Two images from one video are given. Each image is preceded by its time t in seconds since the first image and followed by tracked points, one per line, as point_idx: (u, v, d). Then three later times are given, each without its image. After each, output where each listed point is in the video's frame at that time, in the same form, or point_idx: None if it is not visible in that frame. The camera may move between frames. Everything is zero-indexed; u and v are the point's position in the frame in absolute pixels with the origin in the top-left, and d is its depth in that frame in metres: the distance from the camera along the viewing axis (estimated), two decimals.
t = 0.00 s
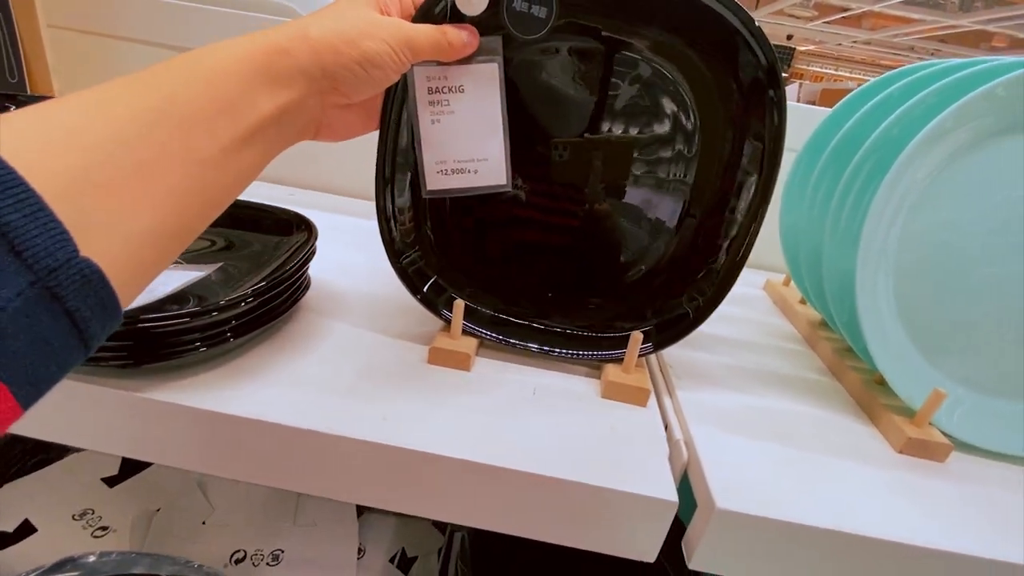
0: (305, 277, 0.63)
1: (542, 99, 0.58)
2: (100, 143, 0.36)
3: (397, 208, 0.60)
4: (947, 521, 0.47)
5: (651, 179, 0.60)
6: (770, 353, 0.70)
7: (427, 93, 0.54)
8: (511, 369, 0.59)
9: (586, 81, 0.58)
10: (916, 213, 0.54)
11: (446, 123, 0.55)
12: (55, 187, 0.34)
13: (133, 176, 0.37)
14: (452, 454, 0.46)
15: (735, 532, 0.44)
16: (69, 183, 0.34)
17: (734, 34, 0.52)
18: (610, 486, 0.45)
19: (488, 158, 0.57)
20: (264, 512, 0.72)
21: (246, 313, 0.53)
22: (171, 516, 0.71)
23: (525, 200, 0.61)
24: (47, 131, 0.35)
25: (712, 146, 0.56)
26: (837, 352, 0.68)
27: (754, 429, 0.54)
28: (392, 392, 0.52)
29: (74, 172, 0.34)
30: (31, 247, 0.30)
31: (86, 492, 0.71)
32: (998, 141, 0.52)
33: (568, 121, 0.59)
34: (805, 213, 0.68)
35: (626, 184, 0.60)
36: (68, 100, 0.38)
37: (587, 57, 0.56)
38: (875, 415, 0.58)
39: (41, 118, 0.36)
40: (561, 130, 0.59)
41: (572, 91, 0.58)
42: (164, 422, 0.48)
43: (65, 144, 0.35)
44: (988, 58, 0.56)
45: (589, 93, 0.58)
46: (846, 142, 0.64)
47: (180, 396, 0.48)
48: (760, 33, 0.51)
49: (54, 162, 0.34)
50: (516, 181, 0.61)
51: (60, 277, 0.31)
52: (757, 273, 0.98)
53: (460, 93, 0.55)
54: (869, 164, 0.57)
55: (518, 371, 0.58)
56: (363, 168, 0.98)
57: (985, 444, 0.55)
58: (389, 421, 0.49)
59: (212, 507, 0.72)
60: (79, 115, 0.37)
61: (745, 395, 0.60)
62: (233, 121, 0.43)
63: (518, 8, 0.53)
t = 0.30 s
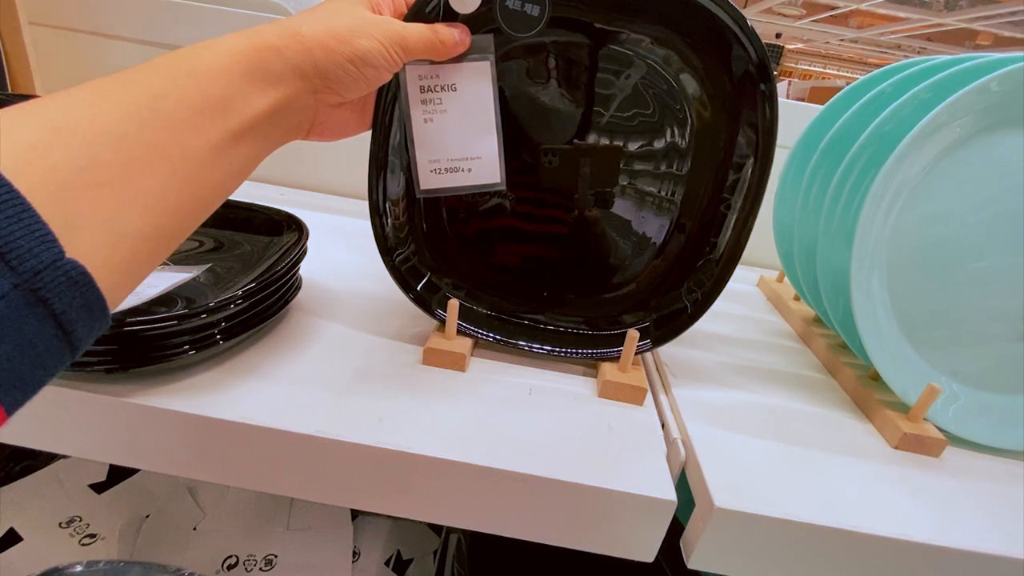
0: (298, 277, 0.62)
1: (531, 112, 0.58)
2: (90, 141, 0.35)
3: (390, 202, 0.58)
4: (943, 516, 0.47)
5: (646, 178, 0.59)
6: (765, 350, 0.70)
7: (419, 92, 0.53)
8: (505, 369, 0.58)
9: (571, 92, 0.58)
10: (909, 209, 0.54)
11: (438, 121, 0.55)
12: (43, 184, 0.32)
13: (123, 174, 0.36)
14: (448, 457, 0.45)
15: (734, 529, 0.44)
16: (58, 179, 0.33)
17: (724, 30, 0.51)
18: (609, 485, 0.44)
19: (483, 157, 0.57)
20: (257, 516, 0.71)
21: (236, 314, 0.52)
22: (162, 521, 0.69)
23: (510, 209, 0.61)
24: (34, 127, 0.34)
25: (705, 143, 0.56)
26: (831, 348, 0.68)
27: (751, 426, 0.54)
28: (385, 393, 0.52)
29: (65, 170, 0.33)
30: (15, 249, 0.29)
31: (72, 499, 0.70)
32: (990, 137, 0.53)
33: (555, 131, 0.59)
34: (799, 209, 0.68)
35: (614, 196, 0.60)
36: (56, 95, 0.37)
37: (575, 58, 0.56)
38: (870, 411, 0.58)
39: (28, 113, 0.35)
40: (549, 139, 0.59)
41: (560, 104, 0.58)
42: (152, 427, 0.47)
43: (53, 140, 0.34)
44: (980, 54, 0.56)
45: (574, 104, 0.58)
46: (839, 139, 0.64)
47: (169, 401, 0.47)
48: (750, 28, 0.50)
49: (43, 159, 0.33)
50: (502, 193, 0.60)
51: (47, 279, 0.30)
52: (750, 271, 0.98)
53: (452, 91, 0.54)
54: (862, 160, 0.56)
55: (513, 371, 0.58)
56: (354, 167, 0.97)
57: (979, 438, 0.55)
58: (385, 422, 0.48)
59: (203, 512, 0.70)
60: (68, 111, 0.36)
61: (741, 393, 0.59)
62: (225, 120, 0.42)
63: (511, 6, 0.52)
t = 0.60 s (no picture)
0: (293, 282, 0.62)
1: (526, 121, 0.59)
2: (77, 178, 0.35)
3: (386, 205, 0.58)
4: (931, 512, 0.48)
5: (640, 180, 0.60)
6: (756, 349, 0.71)
7: (418, 99, 0.53)
8: (501, 371, 0.59)
9: (563, 98, 0.58)
10: (896, 211, 0.55)
11: (438, 127, 0.54)
12: (36, 224, 0.32)
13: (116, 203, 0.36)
14: (446, 460, 0.45)
15: (729, 528, 0.45)
16: (46, 218, 0.33)
17: (716, 36, 0.52)
18: (608, 487, 0.45)
19: (480, 163, 0.56)
20: (254, 521, 0.71)
21: (234, 319, 0.53)
22: (157, 527, 0.69)
23: (503, 214, 0.61)
24: (19, 168, 0.33)
25: (697, 147, 0.57)
26: (821, 347, 0.69)
27: (743, 425, 0.55)
28: (381, 397, 0.52)
29: (58, 206, 0.33)
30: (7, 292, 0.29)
31: (66, 506, 0.69)
32: (975, 139, 0.54)
33: (548, 136, 0.59)
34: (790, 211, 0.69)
35: (609, 202, 0.61)
36: (37, 139, 0.37)
37: (568, 65, 0.57)
38: (859, 408, 0.59)
39: (10, 155, 0.34)
40: (541, 145, 0.60)
41: (554, 111, 0.58)
42: (149, 434, 0.47)
43: (38, 180, 0.33)
44: (965, 57, 0.57)
45: (567, 110, 0.59)
46: (828, 141, 0.65)
47: (167, 408, 0.47)
48: (740, 33, 0.51)
49: (29, 198, 0.32)
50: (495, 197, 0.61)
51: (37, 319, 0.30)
52: (740, 270, 0.99)
53: (451, 98, 0.54)
54: (851, 162, 0.58)
55: (509, 374, 0.58)
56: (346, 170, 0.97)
57: (964, 434, 0.57)
58: (383, 426, 0.48)
59: (199, 518, 0.70)
60: (51, 151, 0.35)
61: (734, 393, 0.60)
62: (206, 142, 0.42)
63: (506, 13, 0.52)
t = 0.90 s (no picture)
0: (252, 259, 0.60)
1: (507, 118, 0.59)
2: None
3: (344, 169, 0.55)
4: (890, 471, 0.49)
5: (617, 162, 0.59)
6: (724, 324, 0.71)
7: (392, 75, 0.52)
8: (471, 347, 0.58)
9: (536, 92, 0.58)
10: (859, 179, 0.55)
11: (413, 105, 0.54)
12: None
13: None
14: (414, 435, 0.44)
15: (698, 491, 0.45)
16: None
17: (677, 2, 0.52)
18: (576, 456, 0.45)
19: (456, 143, 0.57)
20: (220, 514, 0.68)
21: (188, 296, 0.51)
22: (116, 524, 0.67)
23: (474, 200, 0.60)
24: None
25: (664, 119, 0.57)
26: (788, 319, 0.70)
27: (715, 396, 0.55)
28: (348, 376, 0.51)
29: None
30: None
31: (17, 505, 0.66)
32: (940, 107, 0.54)
33: (519, 125, 0.59)
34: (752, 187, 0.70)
35: (585, 190, 0.60)
36: None
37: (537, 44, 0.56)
38: (824, 375, 0.60)
39: None
40: (514, 135, 0.59)
41: (524, 103, 0.59)
42: (99, 420, 0.44)
43: None
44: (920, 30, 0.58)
45: (535, 101, 0.58)
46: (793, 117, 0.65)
47: (117, 390, 0.44)
48: None
49: None
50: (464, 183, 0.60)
51: None
52: (710, 249, 1.00)
53: (425, 75, 0.53)
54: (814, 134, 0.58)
55: (479, 350, 0.57)
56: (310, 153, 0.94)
57: (926, 397, 0.58)
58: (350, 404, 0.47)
59: (161, 512, 0.67)
60: None
61: (703, 364, 0.61)
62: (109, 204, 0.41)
63: None
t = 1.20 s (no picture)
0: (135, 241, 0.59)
1: (418, 106, 0.59)
2: None
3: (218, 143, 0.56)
4: (767, 416, 0.51)
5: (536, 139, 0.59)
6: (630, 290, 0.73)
7: (266, 42, 0.52)
8: (368, 322, 0.58)
9: (450, 79, 0.59)
10: (737, 140, 0.57)
11: (292, 74, 0.54)
12: None
13: None
14: (292, 407, 0.45)
15: (577, 444, 0.46)
16: None
17: None
18: (457, 418, 0.46)
19: (341, 112, 0.56)
20: (134, 509, 0.67)
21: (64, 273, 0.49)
22: (22, 526, 0.65)
23: (405, 179, 0.61)
24: None
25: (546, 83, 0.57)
26: (693, 283, 0.72)
27: (608, 356, 0.57)
28: (233, 354, 0.50)
29: None
30: None
31: None
32: (807, 68, 0.56)
33: (432, 111, 0.59)
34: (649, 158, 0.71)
35: (519, 173, 0.60)
36: None
37: (420, 19, 0.57)
38: (718, 332, 0.62)
39: None
40: (429, 120, 0.60)
41: (438, 93, 0.59)
42: None
43: None
44: None
45: (451, 90, 0.59)
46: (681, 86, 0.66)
47: None
48: None
49: None
50: (395, 160, 0.61)
51: None
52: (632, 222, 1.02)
53: (301, 42, 0.53)
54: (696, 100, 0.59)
55: (376, 325, 0.58)
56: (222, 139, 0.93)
57: (812, 347, 0.61)
58: (230, 380, 0.47)
59: (70, 510, 0.66)
60: None
61: (603, 328, 0.62)
62: None
63: None
